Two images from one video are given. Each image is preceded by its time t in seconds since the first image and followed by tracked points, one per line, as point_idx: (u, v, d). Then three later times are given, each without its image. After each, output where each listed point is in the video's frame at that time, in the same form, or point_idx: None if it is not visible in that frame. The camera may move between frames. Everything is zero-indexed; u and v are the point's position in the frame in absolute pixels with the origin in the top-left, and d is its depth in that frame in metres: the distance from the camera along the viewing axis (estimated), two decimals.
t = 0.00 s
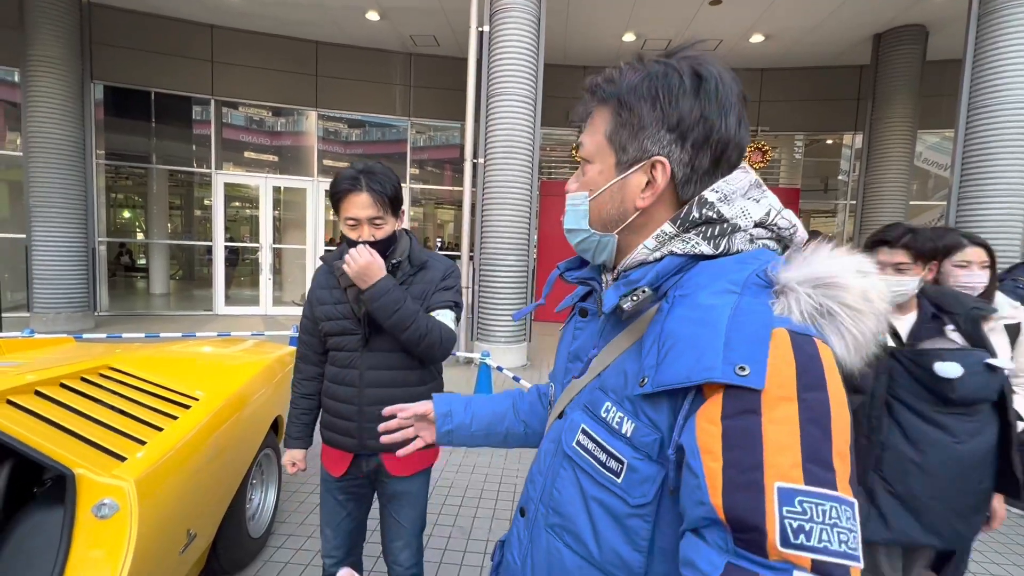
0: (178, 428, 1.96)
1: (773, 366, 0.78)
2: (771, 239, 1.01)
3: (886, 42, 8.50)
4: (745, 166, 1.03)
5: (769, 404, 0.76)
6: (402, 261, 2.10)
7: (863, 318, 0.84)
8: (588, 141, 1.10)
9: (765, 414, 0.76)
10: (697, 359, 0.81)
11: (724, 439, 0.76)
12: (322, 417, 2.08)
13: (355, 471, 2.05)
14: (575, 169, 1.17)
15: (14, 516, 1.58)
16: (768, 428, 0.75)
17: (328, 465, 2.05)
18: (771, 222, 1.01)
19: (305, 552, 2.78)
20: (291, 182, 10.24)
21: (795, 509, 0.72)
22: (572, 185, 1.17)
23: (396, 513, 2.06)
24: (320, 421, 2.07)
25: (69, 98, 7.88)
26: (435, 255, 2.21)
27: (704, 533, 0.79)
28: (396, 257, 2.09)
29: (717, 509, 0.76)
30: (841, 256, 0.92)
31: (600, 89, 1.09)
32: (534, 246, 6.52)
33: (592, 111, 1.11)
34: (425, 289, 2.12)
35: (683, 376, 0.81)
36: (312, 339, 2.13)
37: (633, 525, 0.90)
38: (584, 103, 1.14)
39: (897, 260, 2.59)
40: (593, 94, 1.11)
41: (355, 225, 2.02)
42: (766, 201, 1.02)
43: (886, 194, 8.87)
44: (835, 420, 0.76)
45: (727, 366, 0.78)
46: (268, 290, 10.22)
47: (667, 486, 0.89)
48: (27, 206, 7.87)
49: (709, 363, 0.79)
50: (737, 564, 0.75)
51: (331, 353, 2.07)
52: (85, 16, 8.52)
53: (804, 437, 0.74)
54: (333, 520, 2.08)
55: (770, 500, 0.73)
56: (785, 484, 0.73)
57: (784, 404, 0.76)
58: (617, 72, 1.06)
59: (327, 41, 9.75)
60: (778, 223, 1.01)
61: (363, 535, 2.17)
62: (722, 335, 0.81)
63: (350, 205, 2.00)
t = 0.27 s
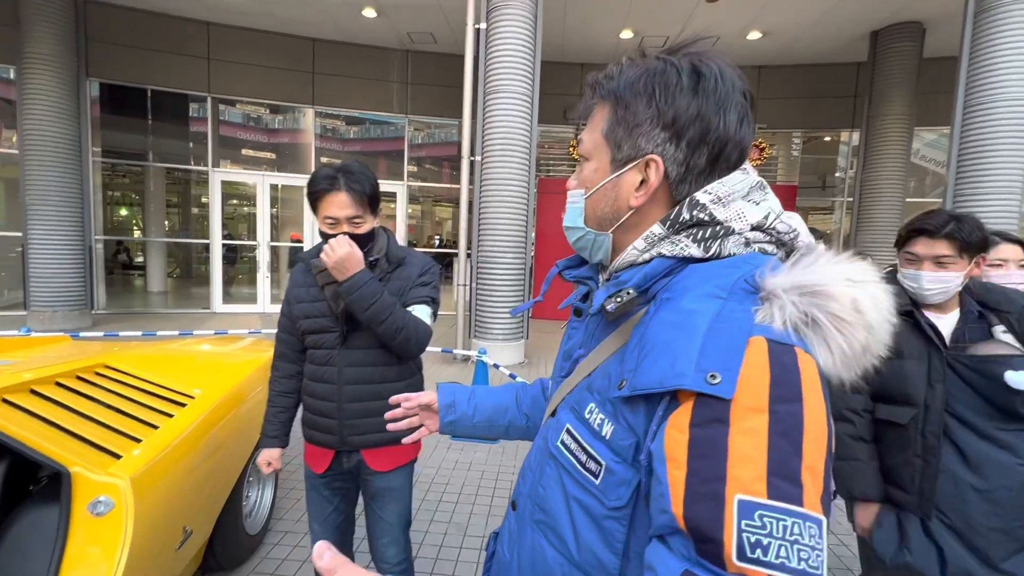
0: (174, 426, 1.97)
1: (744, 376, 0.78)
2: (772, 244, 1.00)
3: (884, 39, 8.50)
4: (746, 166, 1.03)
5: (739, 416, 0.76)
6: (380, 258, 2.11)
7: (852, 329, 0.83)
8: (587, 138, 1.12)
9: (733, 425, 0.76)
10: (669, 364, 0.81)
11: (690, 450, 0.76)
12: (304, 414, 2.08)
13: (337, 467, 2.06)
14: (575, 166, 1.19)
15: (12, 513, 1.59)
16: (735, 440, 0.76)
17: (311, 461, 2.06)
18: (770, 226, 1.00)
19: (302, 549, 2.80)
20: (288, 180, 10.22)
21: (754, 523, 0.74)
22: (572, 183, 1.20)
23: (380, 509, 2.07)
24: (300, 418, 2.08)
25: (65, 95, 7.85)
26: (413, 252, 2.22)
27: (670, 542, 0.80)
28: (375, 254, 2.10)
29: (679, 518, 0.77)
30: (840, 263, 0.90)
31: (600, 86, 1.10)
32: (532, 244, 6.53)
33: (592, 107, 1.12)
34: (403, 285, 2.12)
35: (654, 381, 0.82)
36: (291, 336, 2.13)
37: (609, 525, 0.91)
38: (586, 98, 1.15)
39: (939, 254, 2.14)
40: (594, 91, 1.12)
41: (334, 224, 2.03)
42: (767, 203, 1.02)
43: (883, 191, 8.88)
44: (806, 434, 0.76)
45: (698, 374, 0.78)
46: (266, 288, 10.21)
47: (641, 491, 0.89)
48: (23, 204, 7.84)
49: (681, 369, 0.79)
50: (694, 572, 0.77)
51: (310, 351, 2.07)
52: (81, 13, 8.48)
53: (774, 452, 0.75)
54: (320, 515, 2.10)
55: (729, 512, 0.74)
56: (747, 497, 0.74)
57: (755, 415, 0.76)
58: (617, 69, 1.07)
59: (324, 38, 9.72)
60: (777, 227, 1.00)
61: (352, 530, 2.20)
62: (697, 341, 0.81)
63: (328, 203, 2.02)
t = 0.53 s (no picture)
0: (169, 422, 1.96)
1: (739, 369, 0.77)
2: (778, 237, 0.97)
3: (883, 36, 8.48)
4: (749, 155, 1.02)
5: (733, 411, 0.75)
6: (364, 255, 2.09)
7: (854, 323, 0.81)
8: (586, 130, 1.12)
9: (728, 423, 0.75)
10: (661, 358, 0.82)
11: (684, 447, 0.76)
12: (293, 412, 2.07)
13: (330, 463, 2.06)
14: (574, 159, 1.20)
15: (6, 508, 1.59)
16: (730, 437, 0.74)
17: (303, 459, 2.06)
18: (774, 217, 0.98)
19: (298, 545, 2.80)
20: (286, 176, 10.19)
21: (750, 524, 0.72)
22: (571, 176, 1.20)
23: (375, 500, 2.09)
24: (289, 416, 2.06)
25: (60, 91, 7.80)
26: (398, 247, 2.21)
27: (667, 540, 0.79)
28: (358, 250, 2.08)
29: (671, 517, 0.76)
30: (847, 258, 0.88)
31: (598, 77, 1.10)
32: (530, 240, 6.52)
33: (591, 99, 1.13)
34: (390, 283, 2.11)
35: (647, 374, 0.82)
36: (274, 335, 2.09)
37: (602, 524, 0.91)
38: (585, 91, 1.15)
39: None
40: (592, 83, 1.12)
41: (321, 205, 2.03)
42: (772, 193, 1.01)
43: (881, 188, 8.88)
44: (805, 432, 0.75)
45: (690, 368, 0.79)
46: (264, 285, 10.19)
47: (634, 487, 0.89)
48: (19, 200, 7.80)
49: (673, 364, 0.80)
50: (689, 568, 0.75)
51: (296, 350, 2.04)
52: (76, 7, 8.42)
53: (769, 450, 0.73)
54: (314, 509, 2.10)
55: (724, 513, 0.72)
56: (742, 497, 0.72)
57: (749, 411, 0.75)
58: (614, 59, 1.07)
59: (321, 33, 9.66)
60: (782, 218, 0.98)
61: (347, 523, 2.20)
62: (691, 334, 0.81)
63: (312, 186, 2.05)
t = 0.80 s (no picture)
0: (166, 416, 1.95)
1: (727, 350, 0.76)
2: (781, 224, 0.95)
3: (883, 33, 8.46)
4: (754, 144, 1.00)
5: (722, 393, 0.74)
6: (359, 248, 2.05)
7: (853, 306, 0.79)
8: (587, 121, 1.12)
9: (715, 403, 0.74)
10: (650, 340, 0.81)
11: (670, 427, 0.76)
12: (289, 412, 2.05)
13: (331, 460, 2.05)
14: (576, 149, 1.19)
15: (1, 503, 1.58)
16: (716, 417, 0.74)
17: (302, 458, 2.05)
18: (777, 204, 0.97)
19: (296, 541, 2.79)
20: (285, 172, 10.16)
21: (736, 505, 0.72)
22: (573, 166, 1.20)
23: (377, 494, 2.08)
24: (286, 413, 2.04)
25: (58, 86, 7.76)
26: (393, 241, 2.19)
27: (652, 530, 0.80)
28: (353, 244, 2.05)
29: (657, 502, 0.77)
30: (850, 245, 0.87)
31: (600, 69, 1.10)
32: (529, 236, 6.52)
33: (592, 91, 1.13)
34: (387, 277, 2.08)
35: (636, 357, 0.82)
36: (266, 333, 2.06)
37: (595, 513, 0.91)
38: (587, 84, 1.16)
39: None
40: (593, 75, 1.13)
41: (317, 191, 2.03)
42: (775, 181, 1.00)
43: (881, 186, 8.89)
44: (794, 415, 0.73)
45: (677, 348, 0.78)
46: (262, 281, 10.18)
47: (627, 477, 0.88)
48: (16, 195, 7.76)
49: (662, 344, 0.79)
50: (674, 562, 0.76)
51: (292, 348, 2.02)
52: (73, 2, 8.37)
53: (757, 431, 0.73)
54: (313, 508, 2.08)
55: (709, 493, 0.73)
56: (728, 479, 0.73)
57: (739, 391, 0.74)
58: (614, 52, 1.08)
59: (320, 29, 9.61)
60: (785, 205, 0.97)
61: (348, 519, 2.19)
62: (680, 317, 0.80)
63: (304, 176, 2.06)
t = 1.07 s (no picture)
0: (163, 412, 1.94)
1: (720, 341, 0.75)
2: (776, 216, 0.94)
3: (883, 32, 8.45)
4: (748, 137, 0.99)
5: (715, 382, 0.73)
6: (365, 243, 2.05)
7: (849, 293, 0.79)
8: (581, 122, 1.11)
9: (709, 393, 0.73)
10: (644, 334, 0.80)
11: (665, 419, 0.75)
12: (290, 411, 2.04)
13: (331, 460, 2.04)
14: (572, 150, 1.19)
15: None
16: (710, 407, 0.73)
17: (302, 457, 2.03)
18: (773, 195, 0.94)
19: (294, 538, 2.78)
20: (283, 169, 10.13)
21: (729, 494, 0.70)
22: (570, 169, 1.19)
23: (377, 493, 2.08)
24: (287, 410, 2.03)
25: (55, 81, 7.72)
26: (399, 238, 2.19)
27: (649, 523, 0.79)
28: (359, 239, 2.05)
29: (653, 493, 0.76)
30: (846, 233, 0.86)
31: (588, 70, 1.10)
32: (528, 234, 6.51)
33: (583, 93, 1.13)
34: (393, 273, 2.08)
35: (630, 351, 0.81)
36: (267, 329, 2.03)
37: (595, 508, 0.90)
38: (578, 86, 1.15)
39: None
40: (582, 77, 1.12)
41: (325, 185, 2.01)
42: (771, 172, 0.97)
43: (880, 185, 8.89)
44: (789, 403, 0.72)
45: (670, 340, 0.77)
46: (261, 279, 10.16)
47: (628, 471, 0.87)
48: (13, 191, 7.72)
49: (655, 338, 0.79)
50: (670, 554, 0.74)
51: (294, 344, 2.01)
52: None
53: (751, 419, 0.71)
54: (312, 509, 2.06)
55: (703, 482, 0.71)
56: (721, 466, 0.71)
57: (732, 380, 0.73)
58: (602, 52, 1.07)
59: (319, 24, 9.56)
60: (781, 196, 0.95)
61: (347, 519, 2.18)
62: (674, 309, 0.79)
63: (310, 169, 2.03)
